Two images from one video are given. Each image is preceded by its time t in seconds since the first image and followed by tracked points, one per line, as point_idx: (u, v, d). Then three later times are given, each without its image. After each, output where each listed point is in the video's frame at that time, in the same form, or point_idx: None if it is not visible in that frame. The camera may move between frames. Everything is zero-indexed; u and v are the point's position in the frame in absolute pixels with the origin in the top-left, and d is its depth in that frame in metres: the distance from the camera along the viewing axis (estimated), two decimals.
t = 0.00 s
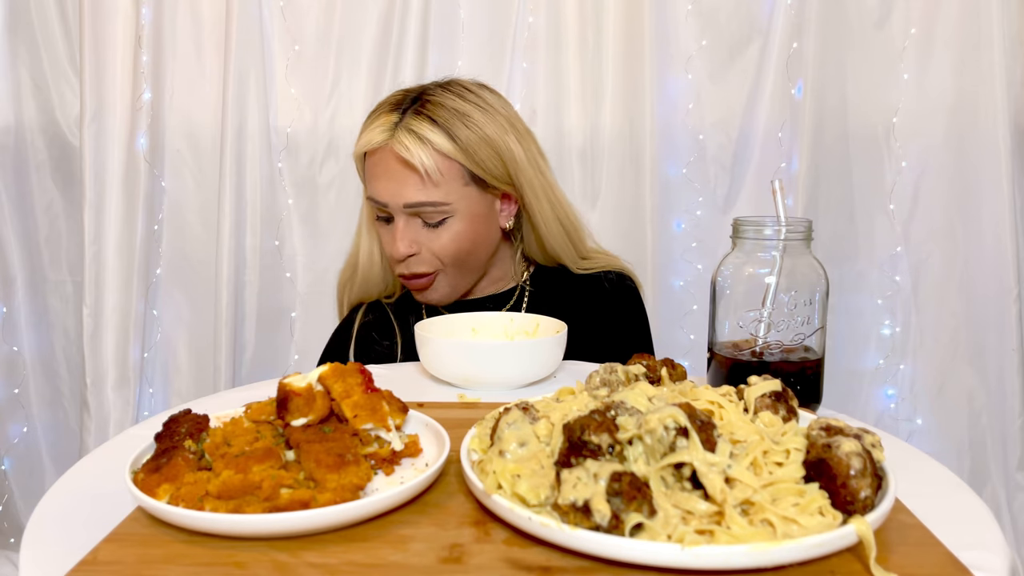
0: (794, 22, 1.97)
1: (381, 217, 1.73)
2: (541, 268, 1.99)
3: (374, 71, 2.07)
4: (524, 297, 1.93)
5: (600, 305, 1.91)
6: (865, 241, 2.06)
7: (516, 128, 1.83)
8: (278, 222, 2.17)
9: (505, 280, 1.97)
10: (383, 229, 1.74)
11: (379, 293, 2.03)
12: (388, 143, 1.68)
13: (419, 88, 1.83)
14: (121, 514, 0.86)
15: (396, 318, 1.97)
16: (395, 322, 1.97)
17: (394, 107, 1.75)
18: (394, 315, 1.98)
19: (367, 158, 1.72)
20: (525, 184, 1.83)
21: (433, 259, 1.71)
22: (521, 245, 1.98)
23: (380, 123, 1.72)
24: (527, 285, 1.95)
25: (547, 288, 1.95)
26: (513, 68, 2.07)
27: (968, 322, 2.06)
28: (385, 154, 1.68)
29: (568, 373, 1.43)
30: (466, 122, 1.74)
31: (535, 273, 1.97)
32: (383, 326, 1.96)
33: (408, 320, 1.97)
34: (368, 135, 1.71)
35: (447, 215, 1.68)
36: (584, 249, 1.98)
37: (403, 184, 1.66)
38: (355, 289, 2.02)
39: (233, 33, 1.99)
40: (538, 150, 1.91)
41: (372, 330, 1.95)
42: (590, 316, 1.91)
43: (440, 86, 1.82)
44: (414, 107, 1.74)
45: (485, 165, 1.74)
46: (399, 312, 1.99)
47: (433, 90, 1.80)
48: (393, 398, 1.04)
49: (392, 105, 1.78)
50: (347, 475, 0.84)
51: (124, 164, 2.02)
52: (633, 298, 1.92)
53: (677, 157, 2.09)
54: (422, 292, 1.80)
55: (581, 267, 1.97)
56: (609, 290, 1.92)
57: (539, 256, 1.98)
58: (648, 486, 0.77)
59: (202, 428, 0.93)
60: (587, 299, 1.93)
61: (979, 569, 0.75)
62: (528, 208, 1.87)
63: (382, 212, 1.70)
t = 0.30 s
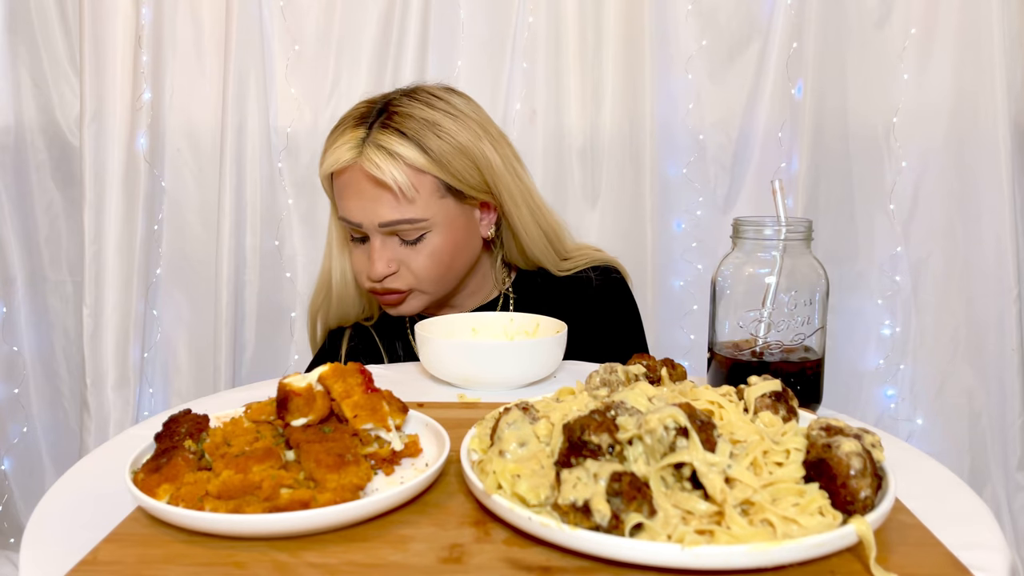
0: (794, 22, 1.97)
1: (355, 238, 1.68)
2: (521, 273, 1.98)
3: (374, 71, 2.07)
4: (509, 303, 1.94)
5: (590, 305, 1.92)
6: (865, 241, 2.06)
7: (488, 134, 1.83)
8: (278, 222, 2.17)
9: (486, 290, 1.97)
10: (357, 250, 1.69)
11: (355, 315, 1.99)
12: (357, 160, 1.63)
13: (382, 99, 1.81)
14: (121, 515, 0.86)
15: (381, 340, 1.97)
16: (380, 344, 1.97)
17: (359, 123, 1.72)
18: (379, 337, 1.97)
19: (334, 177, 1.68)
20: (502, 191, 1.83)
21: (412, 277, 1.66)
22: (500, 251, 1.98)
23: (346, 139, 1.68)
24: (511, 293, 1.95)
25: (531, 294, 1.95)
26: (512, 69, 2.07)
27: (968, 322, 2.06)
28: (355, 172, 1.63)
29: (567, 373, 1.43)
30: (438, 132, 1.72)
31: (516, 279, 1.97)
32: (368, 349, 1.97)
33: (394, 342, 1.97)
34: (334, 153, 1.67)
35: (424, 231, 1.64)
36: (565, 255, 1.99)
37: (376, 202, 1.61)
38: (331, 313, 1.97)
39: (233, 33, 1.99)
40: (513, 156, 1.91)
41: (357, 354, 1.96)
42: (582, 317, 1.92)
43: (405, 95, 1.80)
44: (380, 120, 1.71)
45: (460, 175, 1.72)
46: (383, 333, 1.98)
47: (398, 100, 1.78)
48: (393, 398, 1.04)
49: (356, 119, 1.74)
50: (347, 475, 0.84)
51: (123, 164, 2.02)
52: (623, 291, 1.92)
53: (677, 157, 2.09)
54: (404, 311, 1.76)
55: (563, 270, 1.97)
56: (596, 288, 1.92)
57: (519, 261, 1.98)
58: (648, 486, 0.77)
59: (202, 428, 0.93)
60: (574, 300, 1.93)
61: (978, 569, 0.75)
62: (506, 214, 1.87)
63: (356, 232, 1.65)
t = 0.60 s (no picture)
0: (795, 22, 1.97)
1: (372, 212, 1.69)
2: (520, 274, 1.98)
3: (374, 70, 2.07)
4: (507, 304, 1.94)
5: (590, 305, 1.91)
6: (865, 241, 2.06)
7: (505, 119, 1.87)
8: (278, 222, 2.17)
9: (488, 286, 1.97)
10: (377, 222, 1.69)
11: (345, 311, 1.98)
12: (388, 125, 1.66)
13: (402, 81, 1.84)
14: (121, 514, 0.86)
15: (376, 340, 1.95)
16: (376, 345, 1.94)
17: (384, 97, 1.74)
18: (373, 337, 1.95)
19: (357, 147, 1.69)
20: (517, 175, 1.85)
21: (435, 249, 1.67)
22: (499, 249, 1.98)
23: (370, 109, 1.70)
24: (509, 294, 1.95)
25: (530, 294, 1.94)
26: (512, 69, 2.07)
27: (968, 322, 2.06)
28: (385, 137, 1.66)
29: (567, 373, 1.43)
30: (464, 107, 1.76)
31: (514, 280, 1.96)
32: (364, 350, 1.94)
33: (389, 342, 1.95)
34: (361, 121, 1.68)
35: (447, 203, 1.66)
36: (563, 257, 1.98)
37: (406, 167, 1.64)
38: (320, 304, 1.97)
39: (233, 32, 1.99)
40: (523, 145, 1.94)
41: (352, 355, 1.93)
42: (581, 318, 1.91)
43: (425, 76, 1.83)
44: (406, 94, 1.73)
45: (482, 151, 1.75)
46: (377, 334, 1.96)
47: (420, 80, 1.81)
48: (393, 398, 1.04)
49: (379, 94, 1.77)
50: (347, 475, 0.84)
51: (123, 164, 2.02)
52: (623, 293, 1.92)
53: (678, 157, 2.08)
54: (415, 293, 1.75)
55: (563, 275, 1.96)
56: (597, 288, 1.92)
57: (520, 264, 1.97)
58: (648, 486, 0.77)
59: (202, 428, 0.93)
60: (575, 301, 1.92)
61: (979, 569, 0.75)
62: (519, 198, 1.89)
63: (375, 204, 1.66)
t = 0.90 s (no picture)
0: (794, 22, 1.97)
1: (433, 166, 1.76)
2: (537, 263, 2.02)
3: (374, 70, 2.07)
4: (517, 294, 1.94)
5: (595, 300, 1.93)
6: (865, 241, 2.06)
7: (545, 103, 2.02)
8: (278, 222, 2.16)
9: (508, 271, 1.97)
10: (440, 174, 1.75)
11: (370, 275, 2.03)
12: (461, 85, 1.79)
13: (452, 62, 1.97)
14: (122, 514, 0.86)
15: (384, 311, 1.97)
16: (383, 315, 1.96)
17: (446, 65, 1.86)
18: (382, 308, 1.97)
19: (424, 105, 1.79)
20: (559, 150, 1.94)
21: (496, 201, 1.76)
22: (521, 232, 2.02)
23: (436, 74, 1.81)
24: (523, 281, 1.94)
25: (539, 286, 1.95)
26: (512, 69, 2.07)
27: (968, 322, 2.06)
28: (458, 95, 1.78)
29: (567, 373, 1.43)
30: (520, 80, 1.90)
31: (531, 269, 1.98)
32: (371, 318, 1.95)
33: (398, 311, 1.96)
34: (431, 82, 1.80)
35: (510, 160, 1.77)
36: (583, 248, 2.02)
37: (479, 121, 1.75)
38: (349, 263, 2.02)
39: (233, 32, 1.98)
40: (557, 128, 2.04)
41: (358, 323, 1.95)
42: (583, 315, 1.92)
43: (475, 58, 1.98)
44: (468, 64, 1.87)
45: (536, 118, 1.87)
46: (386, 304, 1.98)
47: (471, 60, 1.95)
48: (393, 399, 1.04)
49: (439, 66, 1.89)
50: (347, 475, 0.84)
51: (123, 164, 2.01)
52: (626, 292, 1.93)
53: (677, 157, 2.08)
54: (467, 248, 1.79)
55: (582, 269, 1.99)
56: (604, 282, 1.95)
57: (545, 252, 2.01)
58: (648, 486, 0.77)
59: (202, 429, 0.93)
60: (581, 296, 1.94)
61: (979, 569, 0.75)
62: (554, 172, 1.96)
63: (441, 156, 1.74)
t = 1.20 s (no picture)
0: (795, 22, 1.97)
1: (464, 150, 1.77)
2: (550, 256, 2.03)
3: (374, 71, 2.07)
4: (530, 282, 1.93)
5: (601, 295, 1.92)
6: (865, 241, 2.06)
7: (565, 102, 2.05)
8: (278, 222, 2.16)
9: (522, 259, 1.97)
10: (472, 158, 1.77)
11: (390, 260, 2.03)
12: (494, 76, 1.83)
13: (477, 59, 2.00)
14: (122, 514, 0.86)
15: (401, 292, 1.97)
16: (400, 295, 1.96)
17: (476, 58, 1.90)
18: (398, 288, 1.97)
19: (456, 92, 1.82)
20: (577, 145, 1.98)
21: (524, 186, 1.77)
22: (537, 225, 2.05)
23: (467, 65, 1.85)
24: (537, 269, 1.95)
25: (552, 277, 1.95)
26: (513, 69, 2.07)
27: (968, 322, 2.07)
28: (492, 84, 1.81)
29: (567, 373, 1.44)
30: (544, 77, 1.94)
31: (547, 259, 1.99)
32: (387, 298, 1.96)
33: (415, 292, 1.96)
34: (465, 72, 1.83)
35: (538, 148, 1.80)
36: (596, 241, 2.04)
37: (512, 108, 1.78)
38: (369, 251, 2.02)
39: (233, 33, 1.98)
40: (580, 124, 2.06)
41: (375, 301, 1.95)
42: (586, 309, 1.92)
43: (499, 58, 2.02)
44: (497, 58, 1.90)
45: (560, 113, 1.91)
46: (403, 285, 1.98)
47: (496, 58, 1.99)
48: (393, 398, 1.04)
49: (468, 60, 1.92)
50: (347, 475, 0.84)
51: (123, 164, 2.02)
52: (632, 292, 1.92)
53: (677, 157, 2.09)
54: (493, 230, 1.79)
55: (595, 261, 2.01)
56: (614, 278, 1.94)
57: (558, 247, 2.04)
58: (649, 486, 0.77)
59: (202, 428, 0.93)
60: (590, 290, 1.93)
61: (978, 569, 0.75)
62: (571, 167, 2.00)
63: (474, 139, 1.75)
